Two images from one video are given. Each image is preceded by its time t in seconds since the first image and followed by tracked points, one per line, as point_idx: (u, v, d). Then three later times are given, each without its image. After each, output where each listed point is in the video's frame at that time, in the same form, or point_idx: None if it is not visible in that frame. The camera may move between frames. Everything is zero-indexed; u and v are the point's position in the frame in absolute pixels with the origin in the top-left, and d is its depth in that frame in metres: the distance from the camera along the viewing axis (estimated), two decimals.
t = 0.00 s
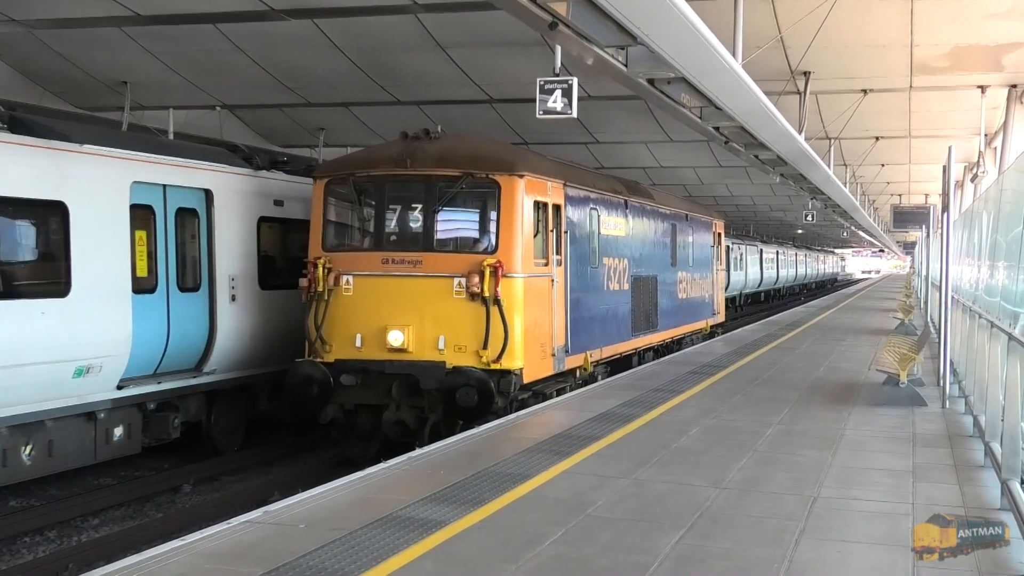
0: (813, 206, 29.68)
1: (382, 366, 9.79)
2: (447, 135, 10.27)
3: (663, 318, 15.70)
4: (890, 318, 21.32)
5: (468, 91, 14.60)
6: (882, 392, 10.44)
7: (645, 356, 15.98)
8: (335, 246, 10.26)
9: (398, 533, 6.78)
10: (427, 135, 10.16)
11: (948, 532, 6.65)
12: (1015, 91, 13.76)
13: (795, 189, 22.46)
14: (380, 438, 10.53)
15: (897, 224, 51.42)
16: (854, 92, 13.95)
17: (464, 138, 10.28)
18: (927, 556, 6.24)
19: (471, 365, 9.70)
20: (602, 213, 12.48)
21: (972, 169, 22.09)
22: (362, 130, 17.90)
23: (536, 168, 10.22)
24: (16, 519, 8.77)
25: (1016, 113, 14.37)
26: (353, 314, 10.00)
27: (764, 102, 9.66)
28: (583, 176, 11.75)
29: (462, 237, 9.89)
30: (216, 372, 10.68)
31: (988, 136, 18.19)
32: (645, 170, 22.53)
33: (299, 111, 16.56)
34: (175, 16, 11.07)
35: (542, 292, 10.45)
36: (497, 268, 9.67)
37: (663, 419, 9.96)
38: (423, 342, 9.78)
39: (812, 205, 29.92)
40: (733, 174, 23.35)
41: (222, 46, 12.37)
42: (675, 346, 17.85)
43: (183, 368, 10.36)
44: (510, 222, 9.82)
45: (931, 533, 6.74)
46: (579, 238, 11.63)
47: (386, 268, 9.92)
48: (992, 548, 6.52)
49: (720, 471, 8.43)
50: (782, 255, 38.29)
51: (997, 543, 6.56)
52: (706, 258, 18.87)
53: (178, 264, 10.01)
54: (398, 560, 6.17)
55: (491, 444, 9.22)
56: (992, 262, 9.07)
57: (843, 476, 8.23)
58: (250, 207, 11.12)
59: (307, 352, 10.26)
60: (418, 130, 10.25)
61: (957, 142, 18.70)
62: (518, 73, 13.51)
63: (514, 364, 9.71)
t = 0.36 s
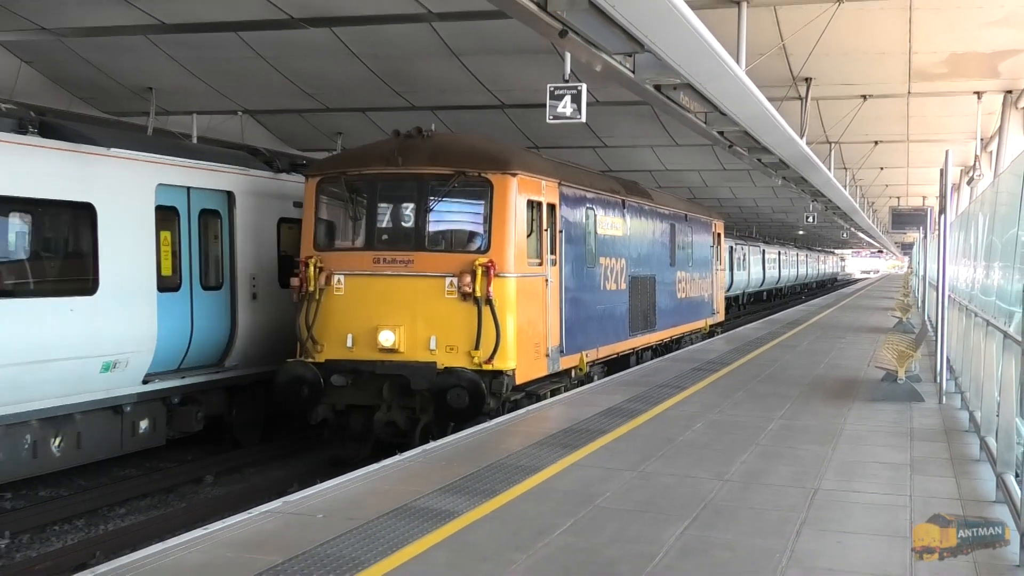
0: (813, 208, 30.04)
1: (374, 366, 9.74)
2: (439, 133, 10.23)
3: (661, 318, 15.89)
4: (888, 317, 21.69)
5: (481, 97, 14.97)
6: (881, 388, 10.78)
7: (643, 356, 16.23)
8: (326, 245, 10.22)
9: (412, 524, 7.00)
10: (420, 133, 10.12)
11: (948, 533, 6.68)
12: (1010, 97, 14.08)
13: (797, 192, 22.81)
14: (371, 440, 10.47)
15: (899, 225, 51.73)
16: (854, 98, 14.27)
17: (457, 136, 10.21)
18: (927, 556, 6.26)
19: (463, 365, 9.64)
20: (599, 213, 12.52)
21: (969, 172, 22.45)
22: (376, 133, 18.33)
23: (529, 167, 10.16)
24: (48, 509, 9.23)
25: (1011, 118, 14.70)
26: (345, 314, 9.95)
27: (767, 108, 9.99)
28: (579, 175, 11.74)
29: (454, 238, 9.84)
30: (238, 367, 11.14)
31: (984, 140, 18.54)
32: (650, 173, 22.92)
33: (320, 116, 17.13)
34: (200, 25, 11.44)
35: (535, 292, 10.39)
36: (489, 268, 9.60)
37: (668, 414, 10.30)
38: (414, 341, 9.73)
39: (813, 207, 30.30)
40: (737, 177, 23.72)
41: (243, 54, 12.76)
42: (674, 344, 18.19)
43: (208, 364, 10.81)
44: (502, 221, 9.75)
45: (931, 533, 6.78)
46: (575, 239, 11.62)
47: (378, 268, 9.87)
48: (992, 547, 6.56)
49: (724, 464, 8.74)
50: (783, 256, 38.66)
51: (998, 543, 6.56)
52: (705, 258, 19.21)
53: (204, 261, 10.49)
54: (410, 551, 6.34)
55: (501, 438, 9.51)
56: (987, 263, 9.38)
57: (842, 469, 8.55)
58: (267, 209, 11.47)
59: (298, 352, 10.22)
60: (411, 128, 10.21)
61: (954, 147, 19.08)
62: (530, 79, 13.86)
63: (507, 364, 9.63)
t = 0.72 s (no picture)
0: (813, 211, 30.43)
1: (362, 365, 9.87)
2: (432, 132, 10.28)
3: (659, 317, 16.20)
4: (886, 317, 22.10)
5: (492, 102, 15.36)
6: (879, 384, 11.16)
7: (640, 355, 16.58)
8: (317, 243, 10.33)
9: (426, 513, 7.32)
10: (413, 132, 10.21)
11: (947, 533, 6.78)
12: (1005, 104, 14.43)
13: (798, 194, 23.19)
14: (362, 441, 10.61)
15: (899, 226, 52.17)
16: (853, 104, 14.63)
17: (450, 134, 10.25)
18: (928, 556, 6.33)
19: (453, 366, 9.70)
20: (594, 212, 12.68)
21: (965, 176, 22.85)
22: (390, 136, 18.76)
23: (521, 165, 10.18)
24: (77, 498, 9.67)
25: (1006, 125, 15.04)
26: (335, 313, 10.06)
27: (771, 114, 10.34)
28: (574, 175, 11.88)
29: (443, 237, 9.88)
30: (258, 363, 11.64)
31: (980, 145, 18.90)
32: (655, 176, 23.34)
33: (338, 121, 17.70)
34: (224, 33, 11.85)
35: (528, 292, 10.43)
36: (479, 268, 9.65)
37: (674, 408, 10.69)
38: (404, 342, 9.83)
39: (812, 209, 30.68)
40: (740, 180, 24.12)
41: (265, 61, 13.17)
42: (674, 342, 18.60)
43: (231, 360, 11.29)
44: (493, 219, 9.77)
45: (931, 533, 6.85)
46: (570, 238, 11.77)
47: (368, 267, 9.96)
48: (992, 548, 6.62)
49: (727, 457, 9.09)
50: (784, 257, 39.07)
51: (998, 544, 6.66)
52: (705, 258, 19.62)
53: (228, 259, 11.02)
54: (425, 539, 6.66)
55: (511, 430, 9.90)
56: (981, 264, 9.72)
57: (841, 463, 8.89)
58: (285, 210, 11.86)
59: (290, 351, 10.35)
60: (403, 127, 10.29)
61: (951, 151, 19.44)
62: (541, 86, 14.26)
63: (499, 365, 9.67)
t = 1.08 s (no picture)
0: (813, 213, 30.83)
1: (351, 366, 9.79)
2: (422, 131, 10.30)
3: (656, 317, 16.51)
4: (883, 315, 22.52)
5: (503, 108, 15.75)
6: (877, 380, 11.59)
7: (638, 355, 16.93)
8: (305, 243, 10.32)
9: (439, 503, 7.61)
10: (402, 131, 10.23)
11: (947, 533, 6.82)
12: (998, 109, 14.80)
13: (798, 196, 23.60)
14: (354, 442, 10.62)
15: (899, 226, 52.61)
16: (851, 109, 15.01)
17: (439, 133, 10.24)
18: (927, 556, 6.35)
19: (443, 367, 9.66)
20: (589, 212, 12.84)
21: (960, 179, 23.27)
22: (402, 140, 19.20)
23: (511, 164, 10.20)
24: (103, 489, 10.07)
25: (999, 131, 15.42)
26: (324, 314, 10.03)
27: (772, 118, 10.69)
28: (568, 174, 11.99)
29: (432, 237, 9.86)
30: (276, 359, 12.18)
31: (974, 149, 19.29)
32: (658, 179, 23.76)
33: (352, 126, 18.16)
34: (246, 41, 12.26)
35: (518, 292, 10.40)
36: (469, 268, 9.61)
37: (679, 403, 11.09)
38: (394, 342, 9.79)
39: (812, 210, 31.06)
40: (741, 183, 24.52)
41: (284, 68, 13.59)
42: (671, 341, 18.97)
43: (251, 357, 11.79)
44: (484, 218, 9.75)
45: (930, 533, 6.88)
46: (564, 238, 11.86)
47: (357, 267, 9.94)
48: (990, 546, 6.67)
49: (729, 450, 9.45)
50: (784, 258, 39.47)
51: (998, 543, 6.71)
52: (704, 258, 20.00)
53: (245, 259, 11.55)
54: (434, 531, 6.82)
55: (522, 424, 10.31)
56: (976, 263, 10.06)
57: (841, 455, 9.24)
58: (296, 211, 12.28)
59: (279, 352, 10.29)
60: (392, 126, 10.31)
61: (946, 155, 19.83)
62: (550, 92, 14.65)
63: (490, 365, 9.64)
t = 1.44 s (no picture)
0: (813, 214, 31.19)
1: (339, 368, 9.88)
2: (411, 130, 10.36)
3: (654, 316, 16.85)
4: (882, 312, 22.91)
5: (512, 113, 16.15)
6: (876, 374, 11.97)
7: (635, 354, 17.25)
8: (294, 243, 10.41)
9: (453, 494, 7.98)
10: (391, 129, 10.28)
11: (947, 533, 6.86)
12: (992, 114, 15.16)
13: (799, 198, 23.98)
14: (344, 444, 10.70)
15: (901, 225, 52.97)
16: (849, 114, 15.38)
17: (429, 131, 10.31)
18: (928, 556, 6.42)
19: (432, 368, 9.71)
20: (585, 212, 13.15)
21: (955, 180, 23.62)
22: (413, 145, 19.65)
23: (501, 161, 10.20)
24: (129, 481, 10.49)
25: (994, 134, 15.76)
26: (312, 314, 10.12)
27: (774, 122, 11.03)
28: (562, 174, 12.19)
29: (421, 236, 9.91)
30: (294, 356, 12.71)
31: (970, 151, 19.65)
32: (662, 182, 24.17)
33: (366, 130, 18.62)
34: (266, 50, 12.69)
35: (508, 291, 10.42)
36: (457, 268, 9.65)
37: (685, 397, 11.49)
38: (382, 343, 9.85)
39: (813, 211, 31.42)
40: (744, 186, 24.90)
41: (301, 75, 14.03)
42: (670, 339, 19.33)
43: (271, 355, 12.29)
44: (472, 216, 9.79)
45: (931, 533, 6.93)
46: (557, 238, 12.06)
47: (345, 266, 10.03)
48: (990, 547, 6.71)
49: (733, 443, 9.83)
50: (785, 258, 39.83)
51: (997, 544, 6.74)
52: (703, 257, 20.39)
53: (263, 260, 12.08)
54: (446, 522, 7.17)
55: (533, 418, 10.72)
56: (972, 262, 10.41)
57: (841, 448, 9.60)
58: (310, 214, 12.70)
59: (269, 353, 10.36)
60: (381, 124, 10.37)
61: (942, 158, 20.18)
62: (559, 97, 15.04)
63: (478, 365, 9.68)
